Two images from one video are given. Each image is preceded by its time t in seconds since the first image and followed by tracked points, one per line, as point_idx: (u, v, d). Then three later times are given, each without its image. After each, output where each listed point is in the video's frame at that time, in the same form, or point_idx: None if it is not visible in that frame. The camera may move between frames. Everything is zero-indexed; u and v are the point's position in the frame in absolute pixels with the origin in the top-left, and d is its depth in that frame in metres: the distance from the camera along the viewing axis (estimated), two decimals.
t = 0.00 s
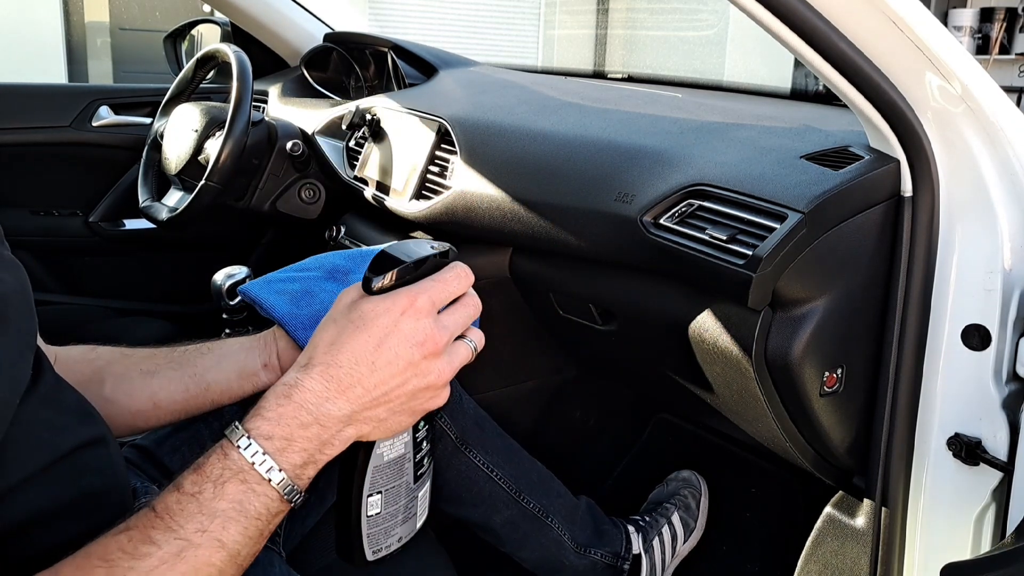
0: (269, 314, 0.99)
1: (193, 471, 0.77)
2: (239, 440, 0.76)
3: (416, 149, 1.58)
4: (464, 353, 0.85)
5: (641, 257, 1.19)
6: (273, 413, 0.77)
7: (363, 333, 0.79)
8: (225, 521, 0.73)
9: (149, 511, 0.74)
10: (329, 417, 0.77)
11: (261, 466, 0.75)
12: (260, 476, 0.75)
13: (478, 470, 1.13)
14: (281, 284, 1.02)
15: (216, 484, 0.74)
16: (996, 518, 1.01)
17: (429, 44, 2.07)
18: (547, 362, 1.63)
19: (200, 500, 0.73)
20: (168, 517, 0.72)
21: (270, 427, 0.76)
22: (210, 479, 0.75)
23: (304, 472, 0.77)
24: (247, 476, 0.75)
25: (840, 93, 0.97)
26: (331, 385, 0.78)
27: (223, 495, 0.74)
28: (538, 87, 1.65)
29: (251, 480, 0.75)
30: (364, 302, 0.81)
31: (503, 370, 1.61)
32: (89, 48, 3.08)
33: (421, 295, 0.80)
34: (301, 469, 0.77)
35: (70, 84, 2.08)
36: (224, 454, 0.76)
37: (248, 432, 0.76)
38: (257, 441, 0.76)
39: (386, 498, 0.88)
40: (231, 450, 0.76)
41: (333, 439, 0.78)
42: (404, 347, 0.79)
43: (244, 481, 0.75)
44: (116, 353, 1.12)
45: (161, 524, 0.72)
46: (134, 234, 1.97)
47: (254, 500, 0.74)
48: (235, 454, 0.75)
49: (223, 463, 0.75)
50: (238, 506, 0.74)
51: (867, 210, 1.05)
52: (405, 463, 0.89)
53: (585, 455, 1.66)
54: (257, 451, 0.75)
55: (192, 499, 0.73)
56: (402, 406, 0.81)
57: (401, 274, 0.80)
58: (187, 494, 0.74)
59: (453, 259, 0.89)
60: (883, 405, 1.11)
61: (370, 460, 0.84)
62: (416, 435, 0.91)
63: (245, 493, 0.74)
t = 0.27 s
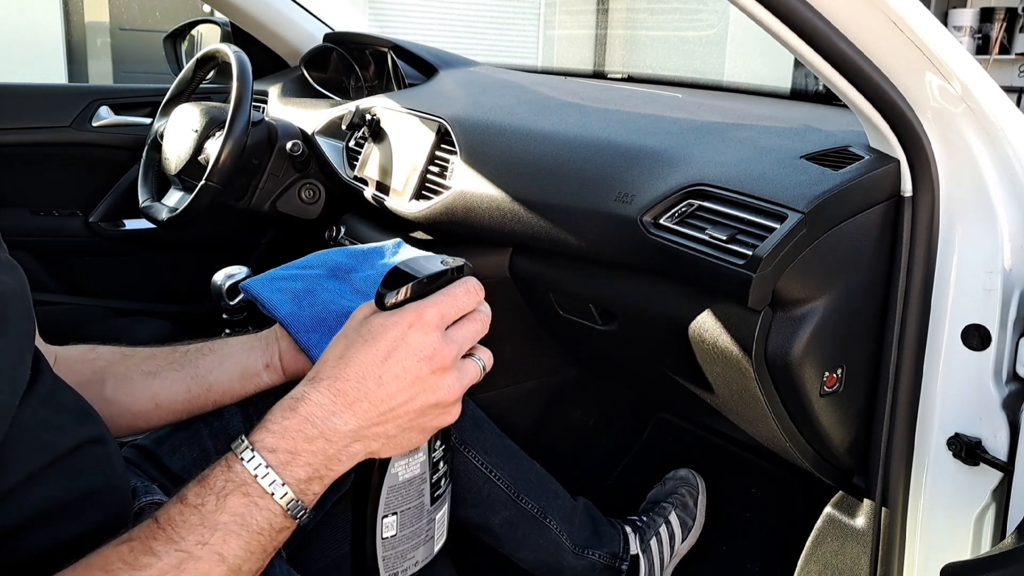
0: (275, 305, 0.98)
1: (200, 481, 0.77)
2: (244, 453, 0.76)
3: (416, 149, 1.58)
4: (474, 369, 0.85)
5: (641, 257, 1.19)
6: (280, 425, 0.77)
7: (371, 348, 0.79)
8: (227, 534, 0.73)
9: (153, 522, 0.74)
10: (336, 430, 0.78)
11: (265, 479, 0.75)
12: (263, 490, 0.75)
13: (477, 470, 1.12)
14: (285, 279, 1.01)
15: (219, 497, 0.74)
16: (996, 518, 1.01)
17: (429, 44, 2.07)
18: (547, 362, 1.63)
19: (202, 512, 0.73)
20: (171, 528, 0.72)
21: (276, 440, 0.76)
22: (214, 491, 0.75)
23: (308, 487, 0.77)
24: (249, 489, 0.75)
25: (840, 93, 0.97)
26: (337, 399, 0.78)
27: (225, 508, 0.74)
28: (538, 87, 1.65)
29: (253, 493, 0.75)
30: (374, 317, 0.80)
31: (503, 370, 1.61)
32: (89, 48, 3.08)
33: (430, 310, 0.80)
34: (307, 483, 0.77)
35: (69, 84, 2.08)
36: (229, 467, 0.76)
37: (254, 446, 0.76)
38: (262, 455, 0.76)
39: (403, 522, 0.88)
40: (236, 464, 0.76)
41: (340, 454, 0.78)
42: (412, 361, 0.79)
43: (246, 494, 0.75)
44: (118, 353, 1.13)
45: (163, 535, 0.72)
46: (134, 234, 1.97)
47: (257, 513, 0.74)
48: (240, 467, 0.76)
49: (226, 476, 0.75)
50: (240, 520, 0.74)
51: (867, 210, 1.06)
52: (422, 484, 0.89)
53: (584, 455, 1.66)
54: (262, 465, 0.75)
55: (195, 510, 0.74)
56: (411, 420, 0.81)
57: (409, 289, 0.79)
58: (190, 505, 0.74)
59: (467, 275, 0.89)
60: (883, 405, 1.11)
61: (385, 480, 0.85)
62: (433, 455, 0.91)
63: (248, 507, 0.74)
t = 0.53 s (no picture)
0: (297, 312, 1.05)
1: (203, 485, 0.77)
2: (249, 453, 0.76)
3: (416, 149, 1.58)
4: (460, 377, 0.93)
5: (641, 257, 1.19)
6: (285, 427, 0.79)
7: (369, 350, 0.86)
8: (232, 533, 0.72)
9: (154, 526, 0.73)
10: (342, 425, 0.81)
11: (271, 478, 0.75)
12: (268, 489, 0.75)
13: (477, 470, 1.13)
14: (309, 287, 1.08)
15: (223, 498, 0.74)
16: (996, 517, 1.01)
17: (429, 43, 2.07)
18: (547, 361, 1.63)
19: (206, 512, 0.73)
20: (174, 529, 0.72)
21: (279, 440, 0.78)
22: (217, 492, 0.75)
23: (311, 486, 0.77)
24: (254, 489, 0.75)
25: (840, 93, 0.97)
26: (341, 396, 0.82)
27: (229, 508, 0.73)
28: (538, 87, 1.65)
29: (259, 493, 0.75)
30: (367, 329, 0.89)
31: (502, 370, 1.61)
32: (89, 48, 3.08)
33: (416, 318, 0.91)
34: (314, 481, 0.78)
35: (69, 84, 2.08)
36: (233, 467, 0.76)
37: (258, 446, 0.77)
38: (267, 455, 0.77)
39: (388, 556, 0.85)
40: (240, 463, 0.76)
41: (346, 450, 0.80)
42: (406, 360, 0.87)
43: (251, 494, 0.74)
44: (133, 355, 1.13)
45: (166, 537, 0.71)
46: (134, 234, 1.97)
47: (261, 513, 0.74)
48: (245, 467, 0.75)
49: (230, 476, 0.75)
50: (244, 519, 0.73)
51: (867, 210, 1.06)
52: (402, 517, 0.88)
53: (584, 455, 1.66)
54: (269, 464, 0.76)
55: (198, 512, 0.73)
56: (409, 420, 0.86)
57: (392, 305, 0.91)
58: (193, 507, 0.73)
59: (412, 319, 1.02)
60: (883, 404, 1.11)
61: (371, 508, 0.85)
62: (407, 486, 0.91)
63: (252, 507, 0.74)
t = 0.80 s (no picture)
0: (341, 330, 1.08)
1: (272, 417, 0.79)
2: (319, 386, 0.80)
3: (416, 149, 1.58)
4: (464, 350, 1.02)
5: (641, 257, 1.19)
6: (337, 366, 0.85)
7: (396, 316, 0.95)
8: (315, 449, 0.75)
9: (236, 451, 0.74)
10: (384, 367, 0.87)
11: (341, 405, 0.79)
12: (340, 413, 0.79)
13: (478, 471, 1.11)
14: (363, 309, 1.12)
15: (302, 420, 0.77)
16: (996, 518, 1.00)
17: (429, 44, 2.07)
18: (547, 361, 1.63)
19: (288, 432, 0.75)
20: (261, 446, 0.73)
21: (338, 378, 0.82)
22: (294, 416, 0.77)
23: (371, 415, 0.81)
24: (326, 413, 0.78)
25: (841, 93, 0.97)
26: (382, 347, 0.90)
27: (309, 427, 0.76)
28: (538, 87, 1.65)
29: (331, 417, 0.78)
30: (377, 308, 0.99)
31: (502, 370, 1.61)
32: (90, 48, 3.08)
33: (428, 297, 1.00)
34: (374, 411, 0.82)
35: (70, 84, 2.08)
36: (304, 396, 0.79)
37: (324, 381, 0.81)
38: (334, 386, 0.81)
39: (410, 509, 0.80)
40: (312, 395, 0.79)
41: (393, 390, 0.85)
42: (429, 327, 0.95)
43: (324, 417, 0.77)
44: (174, 359, 1.14)
45: (254, 453, 0.73)
46: (135, 234, 1.97)
47: (337, 433, 0.77)
48: (316, 396, 0.79)
49: (303, 404, 0.78)
50: (323, 437, 0.76)
51: (867, 210, 1.06)
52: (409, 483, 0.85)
53: (585, 455, 1.66)
54: (337, 393, 0.80)
55: (280, 433, 0.75)
56: (434, 373, 0.93)
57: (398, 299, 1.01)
58: (273, 429, 0.75)
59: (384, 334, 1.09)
60: (883, 404, 1.12)
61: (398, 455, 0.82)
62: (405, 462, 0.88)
63: (328, 428, 0.77)
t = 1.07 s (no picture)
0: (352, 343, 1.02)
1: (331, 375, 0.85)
2: (373, 344, 0.86)
3: (416, 149, 1.58)
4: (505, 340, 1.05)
5: (641, 258, 1.19)
6: (384, 334, 0.92)
7: (438, 301, 1.02)
8: (375, 391, 0.80)
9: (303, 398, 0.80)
10: (425, 340, 0.93)
11: (394, 360, 0.85)
12: (392, 368, 0.84)
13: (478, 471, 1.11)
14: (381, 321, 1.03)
15: (361, 370, 0.83)
16: (997, 517, 1.01)
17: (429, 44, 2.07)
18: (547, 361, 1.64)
19: (349, 378, 0.81)
20: (328, 389, 0.79)
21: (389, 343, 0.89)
22: (353, 368, 0.83)
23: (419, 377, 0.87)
24: (382, 366, 0.84)
25: (841, 93, 0.97)
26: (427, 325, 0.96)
27: (369, 375, 0.82)
28: (538, 87, 1.65)
29: (386, 371, 0.84)
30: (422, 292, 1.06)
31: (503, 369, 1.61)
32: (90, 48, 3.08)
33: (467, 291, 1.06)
34: (421, 374, 0.87)
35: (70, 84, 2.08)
36: (361, 353, 0.85)
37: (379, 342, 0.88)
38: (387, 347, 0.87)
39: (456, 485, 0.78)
40: (366, 350, 0.86)
41: (434, 361, 0.90)
42: (469, 314, 1.01)
43: (380, 370, 0.83)
44: (184, 363, 1.13)
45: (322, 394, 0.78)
46: (134, 234, 1.97)
47: (394, 383, 0.83)
48: (372, 353, 0.85)
49: (361, 358, 0.84)
50: (382, 384, 0.82)
51: (867, 210, 1.06)
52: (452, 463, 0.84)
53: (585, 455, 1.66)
54: (390, 351, 0.86)
55: (343, 379, 0.81)
56: (473, 352, 0.97)
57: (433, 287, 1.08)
58: (336, 377, 0.81)
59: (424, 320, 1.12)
60: (883, 405, 1.12)
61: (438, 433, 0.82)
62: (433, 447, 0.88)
63: (385, 378, 0.83)
